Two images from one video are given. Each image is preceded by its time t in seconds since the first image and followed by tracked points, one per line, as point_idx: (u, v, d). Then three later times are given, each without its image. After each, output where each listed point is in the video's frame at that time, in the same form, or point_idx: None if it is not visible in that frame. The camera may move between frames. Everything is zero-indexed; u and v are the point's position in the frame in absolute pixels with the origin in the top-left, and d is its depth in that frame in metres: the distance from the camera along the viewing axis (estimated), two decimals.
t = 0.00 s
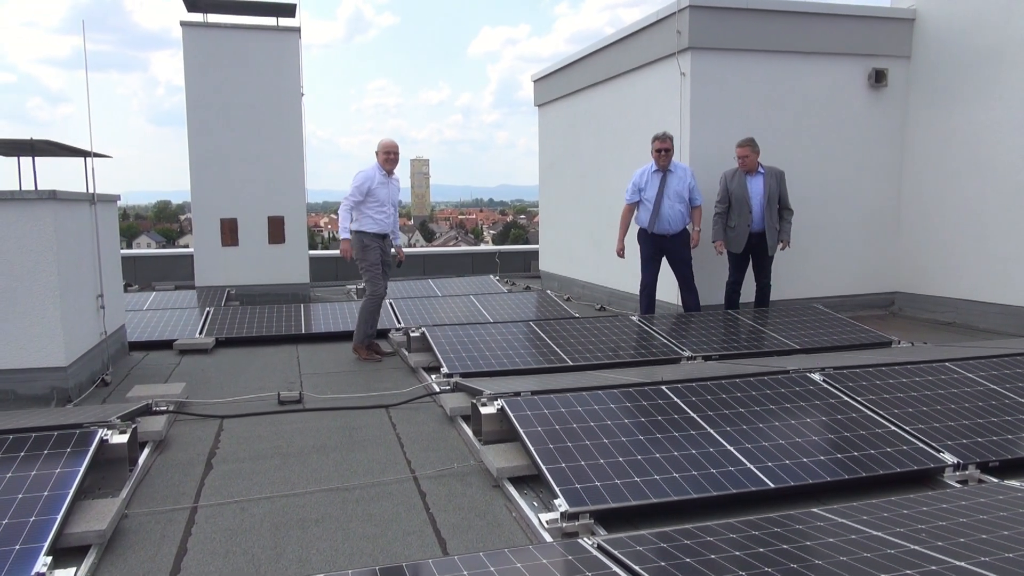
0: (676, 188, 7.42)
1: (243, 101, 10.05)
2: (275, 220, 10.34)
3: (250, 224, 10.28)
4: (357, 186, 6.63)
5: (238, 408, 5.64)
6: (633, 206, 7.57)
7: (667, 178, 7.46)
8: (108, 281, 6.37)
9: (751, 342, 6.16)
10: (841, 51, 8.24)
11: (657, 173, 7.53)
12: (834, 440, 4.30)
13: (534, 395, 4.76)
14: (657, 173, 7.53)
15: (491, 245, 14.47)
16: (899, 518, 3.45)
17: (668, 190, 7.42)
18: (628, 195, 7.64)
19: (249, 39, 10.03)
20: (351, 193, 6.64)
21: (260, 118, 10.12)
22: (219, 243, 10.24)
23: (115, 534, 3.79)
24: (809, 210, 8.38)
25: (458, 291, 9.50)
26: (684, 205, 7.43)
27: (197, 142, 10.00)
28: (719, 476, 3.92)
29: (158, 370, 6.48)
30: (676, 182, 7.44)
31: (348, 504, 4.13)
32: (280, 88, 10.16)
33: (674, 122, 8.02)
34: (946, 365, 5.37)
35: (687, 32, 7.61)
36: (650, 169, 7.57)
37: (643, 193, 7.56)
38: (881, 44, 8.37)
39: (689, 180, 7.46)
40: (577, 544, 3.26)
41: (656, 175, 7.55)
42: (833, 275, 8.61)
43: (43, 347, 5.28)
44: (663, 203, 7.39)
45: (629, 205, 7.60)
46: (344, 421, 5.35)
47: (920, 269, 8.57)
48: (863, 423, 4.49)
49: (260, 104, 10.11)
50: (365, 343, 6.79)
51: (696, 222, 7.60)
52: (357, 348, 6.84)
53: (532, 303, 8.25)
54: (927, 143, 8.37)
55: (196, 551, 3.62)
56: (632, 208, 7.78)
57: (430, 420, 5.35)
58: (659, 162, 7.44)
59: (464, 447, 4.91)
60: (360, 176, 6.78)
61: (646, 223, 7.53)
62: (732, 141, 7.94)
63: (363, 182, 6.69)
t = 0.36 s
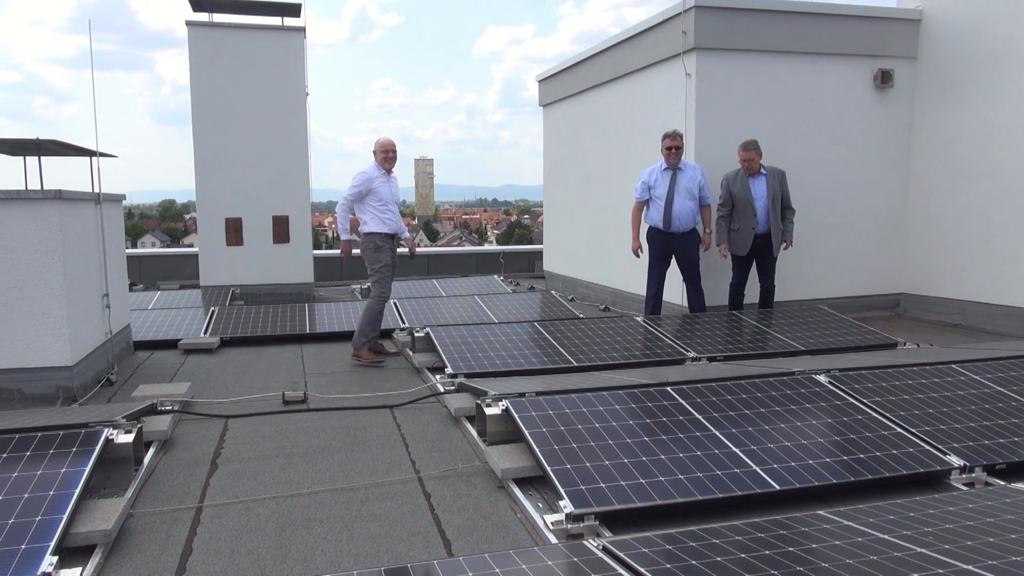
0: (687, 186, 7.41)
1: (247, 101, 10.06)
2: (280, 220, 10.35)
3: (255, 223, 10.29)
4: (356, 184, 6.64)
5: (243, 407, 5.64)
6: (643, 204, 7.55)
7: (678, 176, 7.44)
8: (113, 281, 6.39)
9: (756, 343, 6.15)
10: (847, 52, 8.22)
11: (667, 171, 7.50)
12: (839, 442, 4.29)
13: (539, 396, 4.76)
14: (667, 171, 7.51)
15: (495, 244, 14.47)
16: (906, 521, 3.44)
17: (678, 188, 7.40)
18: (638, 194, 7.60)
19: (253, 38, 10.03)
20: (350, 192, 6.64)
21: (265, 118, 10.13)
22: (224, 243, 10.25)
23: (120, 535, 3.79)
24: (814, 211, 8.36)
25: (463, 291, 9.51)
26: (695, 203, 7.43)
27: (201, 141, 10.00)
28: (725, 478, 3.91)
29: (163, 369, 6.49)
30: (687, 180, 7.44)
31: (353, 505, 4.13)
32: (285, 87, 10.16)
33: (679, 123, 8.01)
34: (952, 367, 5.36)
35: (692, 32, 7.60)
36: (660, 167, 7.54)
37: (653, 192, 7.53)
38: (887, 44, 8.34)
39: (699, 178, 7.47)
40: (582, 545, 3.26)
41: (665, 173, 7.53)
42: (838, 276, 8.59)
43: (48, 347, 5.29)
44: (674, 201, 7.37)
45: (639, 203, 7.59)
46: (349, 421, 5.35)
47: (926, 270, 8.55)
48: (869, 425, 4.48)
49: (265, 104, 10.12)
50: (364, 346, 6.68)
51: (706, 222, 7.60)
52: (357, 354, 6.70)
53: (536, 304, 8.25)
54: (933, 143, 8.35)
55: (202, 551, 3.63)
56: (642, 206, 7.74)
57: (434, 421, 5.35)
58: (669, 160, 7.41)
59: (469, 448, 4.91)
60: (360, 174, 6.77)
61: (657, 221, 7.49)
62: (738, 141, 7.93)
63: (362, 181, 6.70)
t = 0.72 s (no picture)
0: (701, 186, 7.40)
1: (257, 101, 10.09)
2: (290, 220, 10.38)
3: (265, 223, 10.32)
4: (373, 179, 6.59)
5: (253, 407, 5.66)
6: (657, 203, 7.51)
7: (693, 176, 7.43)
8: (124, 280, 6.42)
9: (766, 346, 6.14)
10: (858, 53, 8.19)
11: (681, 171, 7.48)
12: (850, 445, 4.28)
13: (549, 397, 4.75)
14: (681, 171, 7.48)
15: (504, 245, 14.47)
16: (918, 525, 3.42)
17: (693, 188, 7.38)
18: (652, 193, 7.56)
19: (264, 39, 10.06)
20: (367, 186, 6.58)
21: (275, 118, 10.16)
22: (234, 243, 10.29)
23: (131, 533, 3.81)
24: (824, 213, 8.33)
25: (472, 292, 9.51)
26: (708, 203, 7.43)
27: (212, 141, 10.04)
28: (735, 480, 3.90)
29: (173, 368, 6.51)
30: (701, 180, 7.43)
31: (363, 505, 4.14)
32: (295, 88, 10.19)
33: (689, 124, 8.00)
34: (964, 371, 5.33)
35: (703, 33, 7.58)
36: (674, 167, 7.51)
37: (667, 191, 7.48)
38: (899, 46, 8.31)
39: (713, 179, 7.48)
40: (592, 547, 3.25)
41: (680, 173, 7.50)
42: (848, 278, 8.56)
43: (61, 345, 5.32)
44: (689, 201, 7.34)
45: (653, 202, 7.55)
46: (359, 421, 5.36)
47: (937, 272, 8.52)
48: (881, 428, 4.46)
49: (275, 105, 10.15)
50: (373, 351, 6.63)
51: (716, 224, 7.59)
52: (368, 359, 6.65)
53: (545, 305, 8.24)
54: (945, 146, 8.32)
55: (212, 549, 3.64)
56: (654, 206, 7.70)
57: (444, 421, 5.35)
58: (683, 160, 7.38)
59: (478, 448, 4.92)
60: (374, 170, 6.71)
61: (671, 221, 7.45)
62: (748, 142, 7.91)
63: (379, 177, 6.66)
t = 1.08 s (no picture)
0: (712, 190, 7.37)
1: (270, 104, 10.14)
2: (301, 222, 10.42)
3: (276, 225, 10.36)
4: (389, 184, 6.58)
5: (264, 409, 5.67)
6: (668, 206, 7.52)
7: (703, 179, 7.41)
8: (137, 282, 6.46)
9: (777, 351, 6.11)
10: (872, 57, 8.16)
11: (691, 174, 7.48)
12: (863, 452, 4.26)
13: (560, 402, 4.75)
14: (691, 174, 7.48)
15: (514, 248, 14.47)
16: (932, 533, 3.40)
17: (703, 190, 7.36)
18: (662, 196, 7.58)
19: (276, 42, 10.11)
20: (382, 190, 6.57)
21: (287, 121, 10.20)
22: (246, 245, 10.33)
23: (143, 534, 3.83)
24: (836, 217, 8.30)
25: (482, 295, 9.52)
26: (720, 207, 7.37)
27: (224, 143, 10.09)
28: (747, 487, 3.89)
29: (185, 370, 6.54)
30: (712, 183, 7.40)
31: (373, 508, 4.15)
32: (307, 91, 10.23)
33: (701, 128, 7.98)
34: (978, 378, 5.29)
35: (715, 37, 7.57)
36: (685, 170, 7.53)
37: (678, 194, 7.49)
38: (912, 50, 8.27)
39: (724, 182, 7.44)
40: (603, 553, 3.24)
41: (691, 177, 7.50)
42: (860, 284, 8.52)
43: (75, 346, 5.35)
44: (699, 204, 7.31)
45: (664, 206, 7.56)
46: (369, 424, 5.37)
47: (951, 278, 8.45)
48: (893, 435, 4.43)
49: (287, 107, 10.19)
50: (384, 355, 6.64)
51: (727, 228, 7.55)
52: (378, 362, 6.64)
53: (556, 308, 8.24)
54: (959, 150, 8.27)
55: (224, 551, 3.66)
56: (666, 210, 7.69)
57: (454, 425, 5.36)
58: (692, 162, 7.41)
59: (489, 452, 4.91)
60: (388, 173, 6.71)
61: (682, 225, 7.43)
62: (760, 147, 7.89)
63: (393, 180, 6.65)
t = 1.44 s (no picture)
0: (714, 197, 7.36)
1: (284, 109, 10.19)
2: (314, 228, 10.47)
3: (288, 230, 10.41)
4: (399, 192, 6.61)
5: (276, 413, 5.69)
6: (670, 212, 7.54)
7: (705, 186, 7.41)
8: (152, 286, 6.50)
9: (789, 359, 6.08)
10: (886, 65, 8.13)
11: (694, 181, 7.48)
12: (877, 462, 4.22)
13: (572, 408, 4.73)
14: (693, 181, 7.48)
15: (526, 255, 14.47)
16: (948, 545, 3.37)
17: (706, 198, 7.36)
18: (665, 203, 7.60)
19: (290, 49, 10.17)
20: (393, 198, 6.60)
21: (301, 127, 10.26)
22: (259, 250, 10.39)
23: (156, 537, 3.84)
24: (849, 225, 8.26)
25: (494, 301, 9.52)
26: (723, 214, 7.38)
27: (237, 149, 10.15)
28: (760, 496, 3.86)
29: (198, 374, 6.57)
30: (714, 190, 7.39)
31: (384, 513, 4.15)
32: (320, 96, 10.28)
33: (714, 136, 7.97)
34: (995, 388, 5.25)
35: (729, 44, 7.57)
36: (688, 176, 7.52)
37: (680, 202, 7.49)
38: (927, 57, 8.24)
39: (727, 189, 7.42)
40: (615, 561, 3.23)
41: (693, 183, 7.50)
42: (873, 292, 8.47)
43: (89, 350, 5.39)
44: (701, 211, 7.32)
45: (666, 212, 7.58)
46: (381, 429, 5.38)
47: (965, 287, 8.39)
48: (909, 445, 4.40)
49: (301, 113, 10.25)
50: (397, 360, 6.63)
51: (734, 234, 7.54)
52: (391, 367, 6.63)
53: (567, 315, 8.23)
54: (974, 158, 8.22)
55: (236, 554, 3.67)
56: (670, 216, 7.72)
57: (466, 431, 5.35)
58: (695, 169, 7.39)
59: (500, 459, 4.91)
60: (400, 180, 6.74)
61: (684, 232, 7.44)
62: (774, 154, 7.86)
63: (403, 188, 6.67)
